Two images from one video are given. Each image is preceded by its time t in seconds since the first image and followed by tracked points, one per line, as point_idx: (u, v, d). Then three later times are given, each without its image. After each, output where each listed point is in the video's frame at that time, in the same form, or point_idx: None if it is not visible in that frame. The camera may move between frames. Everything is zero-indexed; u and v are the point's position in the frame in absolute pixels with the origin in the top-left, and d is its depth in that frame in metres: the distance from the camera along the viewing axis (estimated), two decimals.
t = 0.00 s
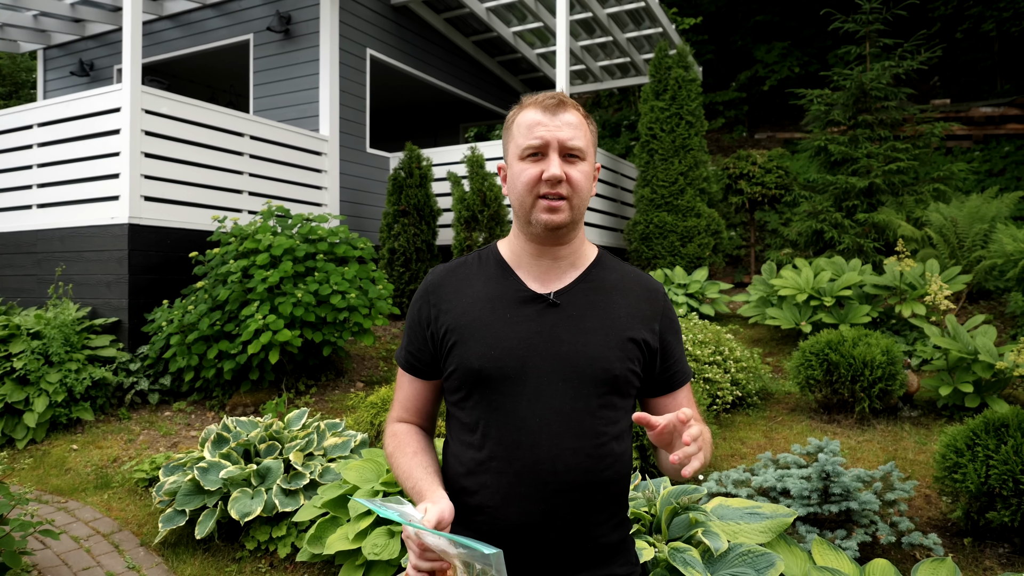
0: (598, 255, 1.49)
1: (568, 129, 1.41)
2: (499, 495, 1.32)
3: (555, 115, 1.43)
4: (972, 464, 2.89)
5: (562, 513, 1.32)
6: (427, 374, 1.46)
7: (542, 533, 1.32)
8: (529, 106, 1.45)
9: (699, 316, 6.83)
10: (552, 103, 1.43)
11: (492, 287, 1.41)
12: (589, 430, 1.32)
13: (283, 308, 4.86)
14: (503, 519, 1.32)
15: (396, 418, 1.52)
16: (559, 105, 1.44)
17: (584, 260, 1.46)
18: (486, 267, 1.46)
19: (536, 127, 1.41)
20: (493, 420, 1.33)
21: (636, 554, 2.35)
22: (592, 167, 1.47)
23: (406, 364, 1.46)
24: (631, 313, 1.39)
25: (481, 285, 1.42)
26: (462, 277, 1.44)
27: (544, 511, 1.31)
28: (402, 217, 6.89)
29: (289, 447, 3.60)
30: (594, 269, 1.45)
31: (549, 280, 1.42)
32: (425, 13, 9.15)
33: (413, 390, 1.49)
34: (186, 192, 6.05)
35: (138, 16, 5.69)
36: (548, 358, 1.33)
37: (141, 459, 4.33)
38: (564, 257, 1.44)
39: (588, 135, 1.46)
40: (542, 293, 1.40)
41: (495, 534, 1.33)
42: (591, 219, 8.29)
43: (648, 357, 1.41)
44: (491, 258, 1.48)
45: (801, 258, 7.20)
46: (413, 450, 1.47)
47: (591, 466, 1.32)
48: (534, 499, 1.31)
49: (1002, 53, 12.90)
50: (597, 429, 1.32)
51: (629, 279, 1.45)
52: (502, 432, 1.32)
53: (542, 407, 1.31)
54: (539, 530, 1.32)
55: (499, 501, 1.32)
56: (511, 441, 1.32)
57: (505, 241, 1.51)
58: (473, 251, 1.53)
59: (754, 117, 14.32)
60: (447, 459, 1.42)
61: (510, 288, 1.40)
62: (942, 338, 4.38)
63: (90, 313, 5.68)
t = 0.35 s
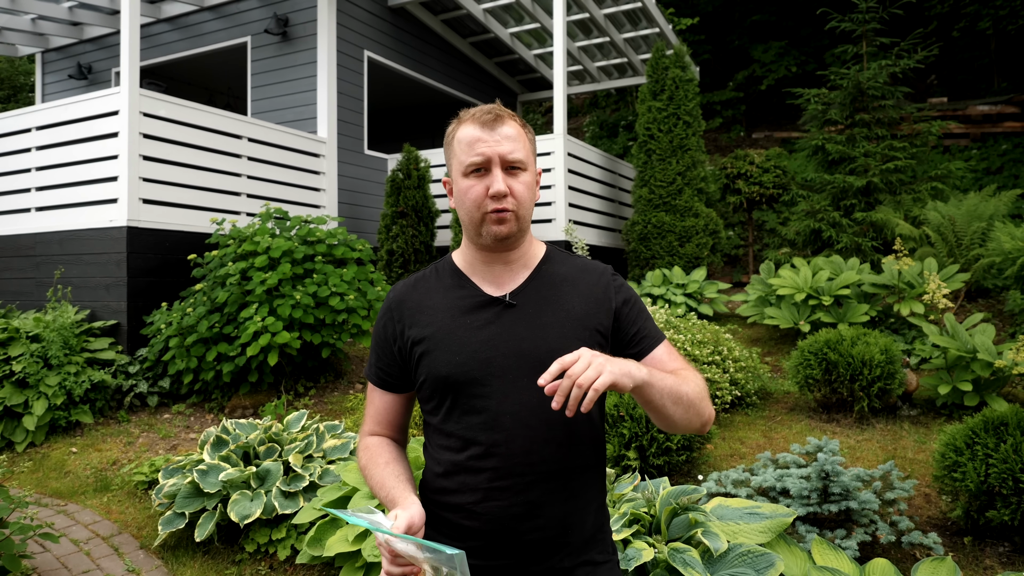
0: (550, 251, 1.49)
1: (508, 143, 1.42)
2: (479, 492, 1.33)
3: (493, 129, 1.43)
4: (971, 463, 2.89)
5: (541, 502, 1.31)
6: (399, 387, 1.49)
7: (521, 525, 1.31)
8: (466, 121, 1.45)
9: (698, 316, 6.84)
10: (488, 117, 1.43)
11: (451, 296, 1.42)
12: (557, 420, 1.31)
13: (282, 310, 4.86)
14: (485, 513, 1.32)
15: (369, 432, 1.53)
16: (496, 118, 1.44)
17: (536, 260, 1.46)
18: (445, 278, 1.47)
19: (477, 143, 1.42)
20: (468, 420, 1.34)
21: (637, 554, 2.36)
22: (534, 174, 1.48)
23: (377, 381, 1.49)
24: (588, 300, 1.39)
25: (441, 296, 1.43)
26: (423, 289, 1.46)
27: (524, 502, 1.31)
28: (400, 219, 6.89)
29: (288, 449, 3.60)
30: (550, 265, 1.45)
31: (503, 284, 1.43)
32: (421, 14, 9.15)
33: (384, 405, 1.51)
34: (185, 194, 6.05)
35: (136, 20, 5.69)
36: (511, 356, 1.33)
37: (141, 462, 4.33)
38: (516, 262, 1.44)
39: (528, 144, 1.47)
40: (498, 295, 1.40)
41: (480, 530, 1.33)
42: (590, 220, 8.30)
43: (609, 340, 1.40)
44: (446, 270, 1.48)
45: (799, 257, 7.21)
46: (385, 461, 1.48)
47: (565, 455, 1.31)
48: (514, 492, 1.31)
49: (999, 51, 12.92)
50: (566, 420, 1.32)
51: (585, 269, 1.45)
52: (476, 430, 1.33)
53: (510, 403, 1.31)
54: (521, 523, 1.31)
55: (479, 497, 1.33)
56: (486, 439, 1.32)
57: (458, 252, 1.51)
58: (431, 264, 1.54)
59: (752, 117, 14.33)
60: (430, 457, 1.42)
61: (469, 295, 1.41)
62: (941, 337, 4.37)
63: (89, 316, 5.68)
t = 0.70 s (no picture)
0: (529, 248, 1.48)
1: (472, 140, 1.44)
2: (463, 487, 1.33)
3: (456, 129, 1.45)
4: (972, 463, 2.89)
5: (525, 496, 1.30)
6: (390, 390, 1.50)
7: (504, 519, 1.30)
8: (431, 126, 1.48)
9: (699, 316, 6.84)
10: (449, 118, 1.46)
11: (432, 298, 1.43)
12: (536, 414, 1.30)
13: (283, 310, 4.86)
14: (470, 508, 1.32)
15: (365, 433, 1.56)
16: (457, 119, 1.46)
17: (515, 257, 1.45)
18: (428, 281, 1.48)
19: (442, 144, 1.44)
20: (449, 418, 1.35)
21: (637, 555, 2.37)
22: (504, 170, 1.48)
23: (370, 384, 1.51)
24: (563, 296, 1.37)
25: (423, 298, 1.44)
26: (407, 293, 1.47)
27: (508, 496, 1.30)
28: (401, 219, 6.88)
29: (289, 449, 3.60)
30: (529, 262, 1.44)
31: (483, 283, 1.43)
32: (422, 14, 9.16)
33: (379, 408, 1.53)
34: (185, 195, 6.05)
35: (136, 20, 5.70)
36: (488, 353, 1.33)
37: (141, 462, 4.33)
38: (494, 258, 1.44)
39: (494, 141, 1.49)
40: (477, 295, 1.40)
41: (463, 525, 1.33)
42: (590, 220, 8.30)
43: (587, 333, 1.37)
44: (430, 273, 1.49)
45: (800, 258, 7.22)
46: (379, 461, 1.51)
47: (546, 448, 1.30)
48: (498, 485, 1.31)
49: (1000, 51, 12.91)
50: (545, 413, 1.30)
51: (563, 265, 1.43)
52: (456, 426, 1.34)
53: (488, 399, 1.31)
54: (503, 517, 1.30)
55: (463, 492, 1.33)
56: (466, 435, 1.33)
57: (440, 256, 1.52)
58: (417, 270, 1.55)
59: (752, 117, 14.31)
60: (418, 452, 1.42)
61: (450, 296, 1.42)
62: (941, 337, 4.37)
63: (90, 316, 5.69)
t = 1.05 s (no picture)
0: (521, 249, 1.48)
1: (469, 141, 1.43)
2: (449, 484, 1.33)
3: (456, 129, 1.45)
4: (971, 462, 2.89)
5: (511, 493, 1.30)
6: (379, 385, 1.50)
7: (489, 516, 1.30)
8: (432, 124, 1.47)
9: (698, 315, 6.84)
10: (450, 118, 1.46)
11: (423, 295, 1.42)
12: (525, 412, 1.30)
13: (283, 309, 4.86)
14: (456, 505, 1.32)
15: (351, 426, 1.56)
16: (458, 119, 1.46)
17: (507, 258, 1.45)
18: (420, 279, 1.47)
19: (440, 143, 1.44)
20: (439, 416, 1.35)
21: (636, 553, 2.37)
22: (500, 172, 1.48)
23: (359, 377, 1.50)
24: (555, 296, 1.37)
25: (414, 295, 1.43)
26: (400, 290, 1.46)
27: (494, 493, 1.30)
28: (400, 218, 6.87)
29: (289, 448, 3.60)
30: (520, 263, 1.43)
31: (474, 282, 1.42)
32: (422, 13, 9.15)
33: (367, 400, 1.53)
34: (185, 193, 6.05)
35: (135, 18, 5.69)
36: (479, 352, 1.32)
37: (140, 461, 4.33)
38: (485, 260, 1.43)
39: (493, 143, 1.48)
40: (468, 294, 1.40)
41: (449, 522, 1.32)
42: (590, 219, 8.30)
43: (577, 336, 1.37)
44: (422, 271, 1.49)
45: (799, 256, 7.23)
46: (363, 455, 1.51)
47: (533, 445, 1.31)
48: (484, 482, 1.31)
49: (999, 50, 12.91)
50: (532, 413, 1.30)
51: (554, 266, 1.43)
52: (444, 423, 1.34)
53: (478, 398, 1.31)
54: (488, 514, 1.30)
55: (449, 489, 1.33)
56: (454, 432, 1.33)
57: (432, 255, 1.52)
58: (409, 267, 1.55)
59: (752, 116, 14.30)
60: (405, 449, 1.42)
61: (441, 294, 1.41)
62: (941, 336, 4.36)
63: (89, 315, 5.68)
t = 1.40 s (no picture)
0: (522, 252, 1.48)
1: (488, 141, 1.43)
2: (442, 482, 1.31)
3: (477, 129, 1.44)
4: (970, 462, 2.89)
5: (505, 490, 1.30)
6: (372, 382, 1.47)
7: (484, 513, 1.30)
8: (453, 120, 1.47)
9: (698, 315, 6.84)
10: (474, 117, 1.45)
11: (420, 291, 1.42)
12: (520, 408, 1.30)
13: (282, 308, 4.86)
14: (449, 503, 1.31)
15: (338, 423, 1.46)
16: (480, 119, 1.46)
17: (506, 259, 1.45)
18: (416, 275, 1.46)
19: (460, 139, 1.43)
20: (431, 410, 1.32)
21: (636, 554, 2.36)
22: (512, 178, 1.48)
23: (348, 371, 1.47)
24: (549, 295, 1.38)
25: (411, 291, 1.42)
26: (396, 286, 1.45)
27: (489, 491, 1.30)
28: (400, 217, 6.86)
29: (288, 448, 3.61)
30: (517, 264, 1.43)
31: (472, 278, 1.41)
32: (421, 12, 9.15)
33: (359, 397, 1.47)
34: (184, 192, 6.04)
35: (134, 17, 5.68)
36: (475, 346, 1.32)
37: (139, 461, 4.33)
38: (485, 259, 1.43)
39: (509, 147, 1.48)
40: (466, 291, 1.39)
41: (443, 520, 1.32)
42: (589, 218, 8.29)
43: (570, 336, 1.37)
44: (420, 268, 1.48)
45: (798, 256, 7.23)
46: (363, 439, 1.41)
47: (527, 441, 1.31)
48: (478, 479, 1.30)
49: (999, 51, 12.91)
50: (525, 407, 1.31)
51: (549, 268, 1.43)
52: (439, 421, 1.31)
53: (472, 394, 1.30)
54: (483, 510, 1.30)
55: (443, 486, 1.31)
56: (447, 428, 1.31)
57: (433, 251, 1.51)
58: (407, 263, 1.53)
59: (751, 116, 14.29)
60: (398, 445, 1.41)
61: (437, 289, 1.40)
62: (940, 336, 4.35)
63: (88, 314, 5.67)
